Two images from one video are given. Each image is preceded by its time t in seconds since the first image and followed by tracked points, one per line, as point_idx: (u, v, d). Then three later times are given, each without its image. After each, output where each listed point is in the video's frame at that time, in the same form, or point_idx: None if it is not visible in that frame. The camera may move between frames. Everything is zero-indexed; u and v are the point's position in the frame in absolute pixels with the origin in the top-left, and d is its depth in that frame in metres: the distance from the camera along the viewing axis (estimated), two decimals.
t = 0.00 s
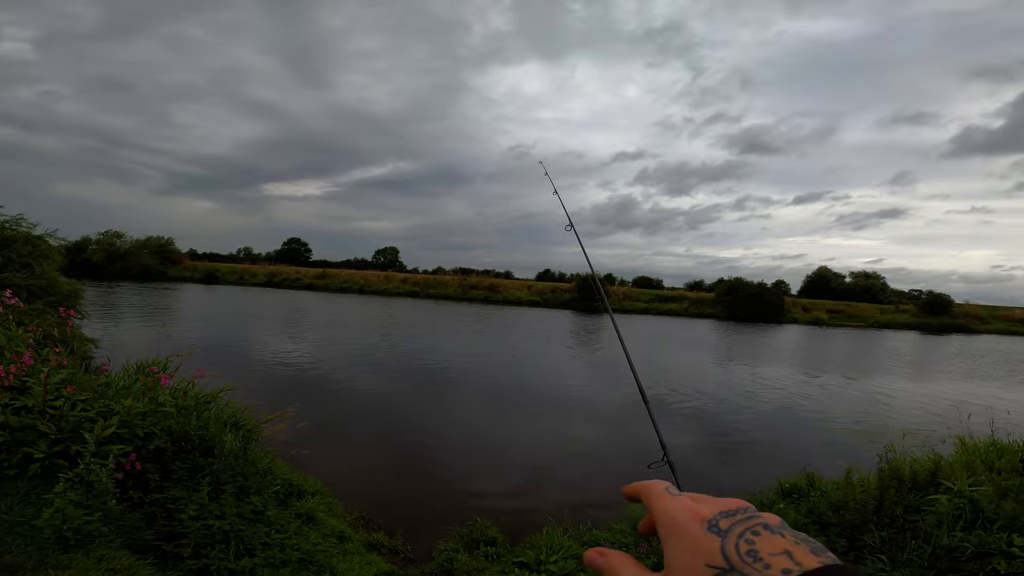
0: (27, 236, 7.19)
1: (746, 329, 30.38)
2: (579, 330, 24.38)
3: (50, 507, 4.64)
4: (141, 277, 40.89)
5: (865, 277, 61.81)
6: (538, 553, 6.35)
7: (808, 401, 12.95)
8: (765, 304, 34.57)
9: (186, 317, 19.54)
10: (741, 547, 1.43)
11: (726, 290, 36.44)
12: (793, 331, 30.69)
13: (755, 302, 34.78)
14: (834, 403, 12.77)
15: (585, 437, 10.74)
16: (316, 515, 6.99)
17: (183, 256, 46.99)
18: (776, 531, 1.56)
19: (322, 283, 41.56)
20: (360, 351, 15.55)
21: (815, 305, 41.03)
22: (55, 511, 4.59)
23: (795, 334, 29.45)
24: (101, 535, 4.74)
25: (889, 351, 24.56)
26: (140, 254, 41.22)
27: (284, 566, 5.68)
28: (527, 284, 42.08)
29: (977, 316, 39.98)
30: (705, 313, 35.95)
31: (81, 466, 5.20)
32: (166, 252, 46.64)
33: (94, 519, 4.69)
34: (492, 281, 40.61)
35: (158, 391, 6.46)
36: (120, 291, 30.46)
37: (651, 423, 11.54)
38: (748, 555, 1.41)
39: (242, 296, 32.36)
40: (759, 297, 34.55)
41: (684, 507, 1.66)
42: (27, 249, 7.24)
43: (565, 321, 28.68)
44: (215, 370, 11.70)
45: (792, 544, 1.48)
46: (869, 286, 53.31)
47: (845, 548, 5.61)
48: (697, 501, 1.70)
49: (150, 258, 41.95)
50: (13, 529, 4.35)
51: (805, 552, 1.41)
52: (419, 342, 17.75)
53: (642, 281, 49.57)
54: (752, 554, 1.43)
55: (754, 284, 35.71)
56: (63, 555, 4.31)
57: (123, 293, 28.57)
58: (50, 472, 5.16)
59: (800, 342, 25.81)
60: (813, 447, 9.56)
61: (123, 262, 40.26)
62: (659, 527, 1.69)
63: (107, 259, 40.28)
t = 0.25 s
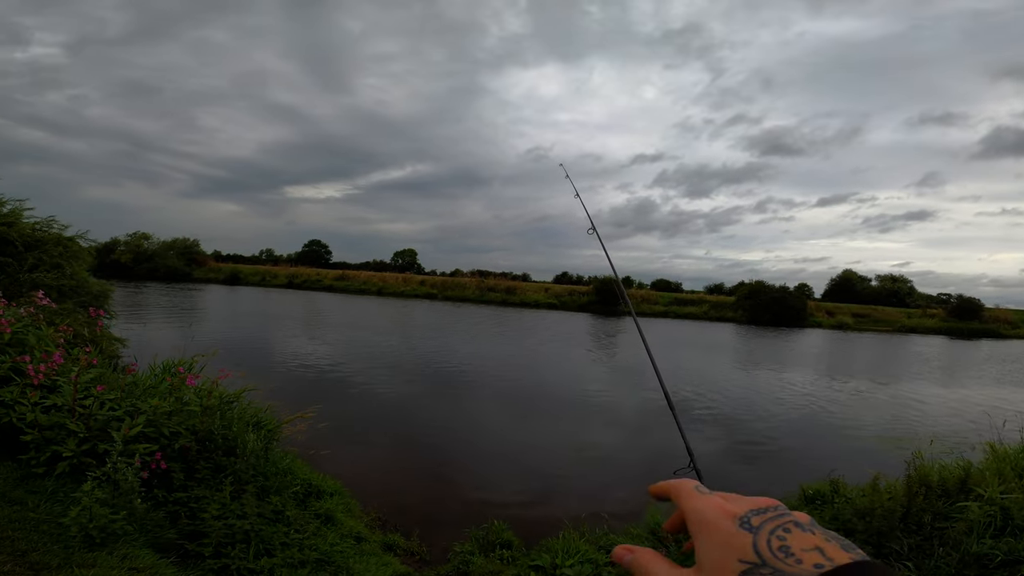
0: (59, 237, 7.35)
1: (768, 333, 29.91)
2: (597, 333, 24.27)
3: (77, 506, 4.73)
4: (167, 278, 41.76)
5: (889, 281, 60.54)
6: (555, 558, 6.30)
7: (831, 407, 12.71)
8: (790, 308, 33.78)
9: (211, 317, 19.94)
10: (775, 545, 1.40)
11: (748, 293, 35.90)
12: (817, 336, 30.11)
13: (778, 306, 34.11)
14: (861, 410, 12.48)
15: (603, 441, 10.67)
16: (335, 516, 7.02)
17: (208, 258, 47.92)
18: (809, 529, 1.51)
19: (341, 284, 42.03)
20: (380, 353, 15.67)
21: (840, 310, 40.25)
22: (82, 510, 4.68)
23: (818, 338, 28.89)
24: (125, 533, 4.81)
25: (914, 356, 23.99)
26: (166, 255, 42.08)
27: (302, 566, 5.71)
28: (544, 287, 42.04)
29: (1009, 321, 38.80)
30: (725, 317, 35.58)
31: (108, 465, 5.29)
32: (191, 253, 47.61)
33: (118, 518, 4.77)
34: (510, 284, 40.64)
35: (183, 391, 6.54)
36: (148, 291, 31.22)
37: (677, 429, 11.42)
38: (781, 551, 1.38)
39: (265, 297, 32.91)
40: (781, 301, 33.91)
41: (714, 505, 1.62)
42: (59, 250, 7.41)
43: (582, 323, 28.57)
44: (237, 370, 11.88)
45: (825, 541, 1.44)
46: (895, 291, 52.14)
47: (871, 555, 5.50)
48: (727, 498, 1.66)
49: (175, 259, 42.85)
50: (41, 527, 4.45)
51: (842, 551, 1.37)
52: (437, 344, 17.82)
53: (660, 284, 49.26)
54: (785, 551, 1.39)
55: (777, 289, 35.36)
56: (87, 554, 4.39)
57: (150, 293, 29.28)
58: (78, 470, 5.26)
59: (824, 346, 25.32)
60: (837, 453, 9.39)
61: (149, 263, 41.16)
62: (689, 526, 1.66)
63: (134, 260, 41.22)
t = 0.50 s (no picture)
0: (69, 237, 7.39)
1: (775, 336, 29.77)
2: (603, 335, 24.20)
3: (84, 505, 4.75)
4: (175, 278, 41.97)
5: (896, 284, 60.24)
6: (559, 560, 6.28)
7: (837, 409, 12.67)
8: (796, 311, 33.61)
9: (218, 317, 20.04)
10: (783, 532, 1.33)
11: (754, 296, 35.78)
12: (824, 339, 29.95)
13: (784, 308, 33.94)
14: (868, 413, 12.40)
15: (608, 442, 10.64)
16: (339, 516, 7.03)
17: (215, 258, 48.12)
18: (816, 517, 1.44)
19: (347, 285, 42.13)
20: (385, 353, 15.70)
21: (847, 312, 40.04)
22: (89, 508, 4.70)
23: (825, 341, 28.74)
24: (132, 533, 4.83)
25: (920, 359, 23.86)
26: (174, 254, 42.26)
27: (306, 567, 5.71)
28: (549, 289, 42.00)
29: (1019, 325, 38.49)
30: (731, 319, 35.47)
31: (115, 464, 5.30)
32: (198, 254, 47.82)
33: (125, 517, 4.78)
34: (515, 285, 40.62)
35: (190, 390, 6.56)
36: (156, 291, 31.39)
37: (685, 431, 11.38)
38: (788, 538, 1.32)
39: (271, 297, 33.04)
40: (788, 304, 33.73)
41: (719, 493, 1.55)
42: (68, 250, 7.45)
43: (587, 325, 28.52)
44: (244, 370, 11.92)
45: (834, 528, 1.36)
46: (902, 294, 51.85)
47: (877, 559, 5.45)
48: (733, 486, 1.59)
49: (183, 259, 43.06)
50: (48, 526, 4.48)
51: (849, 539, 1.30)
52: (442, 345, 17.82)
53: (666, 285, 49.17)
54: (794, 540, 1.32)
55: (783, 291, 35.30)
56: (94, 553, 4.41)
57: (157, 293, 29.45)
58: (85, 468, 5.27)
59: (831, 349, 25.18)
60: (843, 456, 9.34)
61: (158, 263, 41.34)
62: (698, 513, 1.59)
63: (143, 260, 41.43)
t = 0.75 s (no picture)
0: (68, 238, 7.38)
1: (774, 338, 29.77)
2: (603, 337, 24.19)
3: (82, 505, 4.74)
4: (175, 278, 41.86)
5: (895, 286, 60.31)
6: (558, 561, 6.28)
7: (837, 411, 12.68)
8: (796, 313, 33.63)
9: (218, 318, 20.02)
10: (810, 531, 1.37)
11: (754, 297, 35.79)
12: (823, 340, 29.95)
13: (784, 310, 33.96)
14: (869, 415, 12.41)
15: (608, 444, 10.64)
16: (338, 517, 7.02)
17: (215, 259, 48.06)
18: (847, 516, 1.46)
19: (347, 285, 42.10)
20: (385, 355, 15.69)
21: (846, 314, 40.05)
22: (87, 509, 4.69)
23: (825, 343, 28.75)
24: (129, 534, 4.81)
25: (919, 361, 23.87)
26: (174, 255, 42.15)
27: (304, 568, 5.70)
28: (549, 290, 41.99)
29: (1017, 327, 38.55)
30: (731, 321, 35.48)
31: (113, 464, 5.28)
32: (197, 255, 47.73)
33: (123, 518, 4.77)
34: (515, 287, 40.59)
35: (189, 391, 6.55)
36: (154, 291, 31.33)
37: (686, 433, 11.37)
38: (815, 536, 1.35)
39: (270, 298, 33.01)
40: (788, 305, 33.73)
41: (753, 491, 1.58)
42: (67, 250, 7.44)
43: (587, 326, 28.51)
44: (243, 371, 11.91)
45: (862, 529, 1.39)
46: (901, 295, 51.91)
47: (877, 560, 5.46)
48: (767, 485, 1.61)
49: (182, 259, 42.94)
50: (45, 526, 4.46)
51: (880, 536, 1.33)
52: (441, 347, 17.82)
53: (665, 287, 49.16)
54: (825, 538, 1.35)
55: (783, 293, 35.34)
56: (92, 554, 4.39)
57: (157, 294, 29.41)
58: (83, 469, 5.25)
59: (831, 351, 25.19)
60: (843, 458, 9.35)
61: (157, 264, 41.23)
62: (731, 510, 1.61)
63: (142, 260, 41.29)
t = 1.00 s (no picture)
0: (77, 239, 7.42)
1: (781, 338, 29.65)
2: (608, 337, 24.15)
3: (93, 506, 4.77)
4: (182, 280, 42.11)
5: (906, 285, 60.23)
6: (564, 561, 6.27)
7: (843, 411, 12.59)
8: (803, 313, 33.50)
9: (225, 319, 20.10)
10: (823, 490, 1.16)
11: (760, 297, 35.67)
12: (831, 340, 29.81)
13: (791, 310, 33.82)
14: (877, 415, 12.32)
15: (614, 444, 10.62)
16: (345, 517, 7.04)
17: (222, 260, 48.11)
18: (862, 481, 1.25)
19: (352, 286, 42.20)
20: (390, 355, 15.70)
21: (853, 314, 39.85)
22: (97, 510, 4.72)
23: (832, 343, 28.60)
24: (139, 534, 4.83)
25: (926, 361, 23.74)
26: (181, 257, 42.38)
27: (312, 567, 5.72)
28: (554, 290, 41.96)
29: None
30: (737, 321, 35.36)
31: (123, 465, 5.31)
32: (204, 256, 47.97)
33: (133, 518, 4.79)
34: (520, 287, 40.59)
35: (198, 391, 6.57)
36: (162, 292, 31.49)
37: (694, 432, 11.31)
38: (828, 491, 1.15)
39: (277, 299, 33.13)
40: (794, 305, 33.60)
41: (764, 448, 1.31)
42: (75, 252, 7.48)
43: (592, 326, 28.50)
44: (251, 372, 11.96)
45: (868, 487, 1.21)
46: (909, 295, 51.62)
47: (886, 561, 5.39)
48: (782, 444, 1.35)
49: (190, 261, 43.18)
50: (56, 526, 4.49)
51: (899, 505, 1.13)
52: (447, 347, 17.83)
53: (671, 287, 49.06)
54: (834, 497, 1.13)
55: (789, 293, 35.21)
56: (102, 554, 4.41)
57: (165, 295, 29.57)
58: (93, 469, 5.28)
59: (838, 351, 25.07)
60: (851, 458, 9.29)
61: (165, 266, 41.46)
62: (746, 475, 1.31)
63: (150, 262, 41.51)
